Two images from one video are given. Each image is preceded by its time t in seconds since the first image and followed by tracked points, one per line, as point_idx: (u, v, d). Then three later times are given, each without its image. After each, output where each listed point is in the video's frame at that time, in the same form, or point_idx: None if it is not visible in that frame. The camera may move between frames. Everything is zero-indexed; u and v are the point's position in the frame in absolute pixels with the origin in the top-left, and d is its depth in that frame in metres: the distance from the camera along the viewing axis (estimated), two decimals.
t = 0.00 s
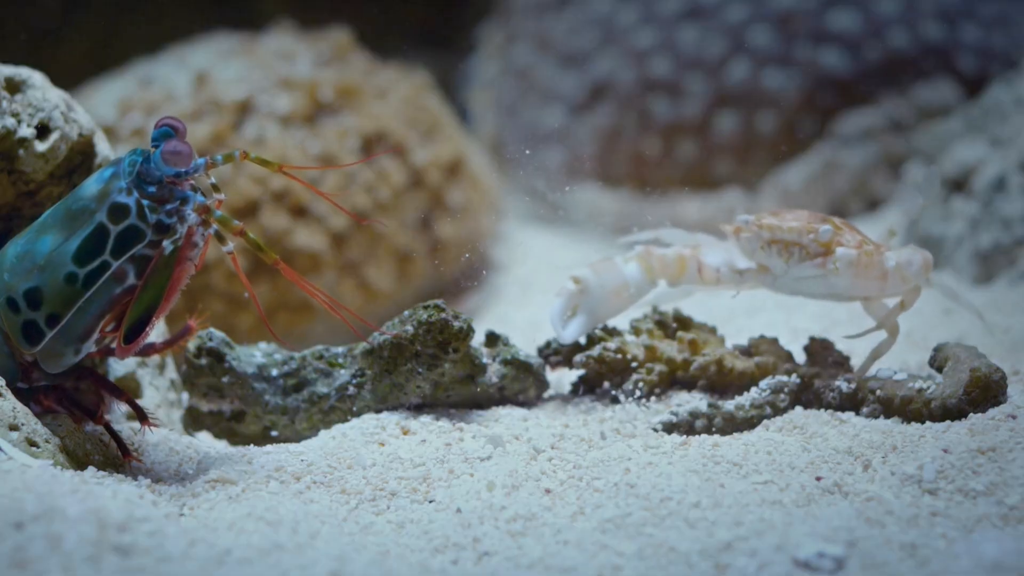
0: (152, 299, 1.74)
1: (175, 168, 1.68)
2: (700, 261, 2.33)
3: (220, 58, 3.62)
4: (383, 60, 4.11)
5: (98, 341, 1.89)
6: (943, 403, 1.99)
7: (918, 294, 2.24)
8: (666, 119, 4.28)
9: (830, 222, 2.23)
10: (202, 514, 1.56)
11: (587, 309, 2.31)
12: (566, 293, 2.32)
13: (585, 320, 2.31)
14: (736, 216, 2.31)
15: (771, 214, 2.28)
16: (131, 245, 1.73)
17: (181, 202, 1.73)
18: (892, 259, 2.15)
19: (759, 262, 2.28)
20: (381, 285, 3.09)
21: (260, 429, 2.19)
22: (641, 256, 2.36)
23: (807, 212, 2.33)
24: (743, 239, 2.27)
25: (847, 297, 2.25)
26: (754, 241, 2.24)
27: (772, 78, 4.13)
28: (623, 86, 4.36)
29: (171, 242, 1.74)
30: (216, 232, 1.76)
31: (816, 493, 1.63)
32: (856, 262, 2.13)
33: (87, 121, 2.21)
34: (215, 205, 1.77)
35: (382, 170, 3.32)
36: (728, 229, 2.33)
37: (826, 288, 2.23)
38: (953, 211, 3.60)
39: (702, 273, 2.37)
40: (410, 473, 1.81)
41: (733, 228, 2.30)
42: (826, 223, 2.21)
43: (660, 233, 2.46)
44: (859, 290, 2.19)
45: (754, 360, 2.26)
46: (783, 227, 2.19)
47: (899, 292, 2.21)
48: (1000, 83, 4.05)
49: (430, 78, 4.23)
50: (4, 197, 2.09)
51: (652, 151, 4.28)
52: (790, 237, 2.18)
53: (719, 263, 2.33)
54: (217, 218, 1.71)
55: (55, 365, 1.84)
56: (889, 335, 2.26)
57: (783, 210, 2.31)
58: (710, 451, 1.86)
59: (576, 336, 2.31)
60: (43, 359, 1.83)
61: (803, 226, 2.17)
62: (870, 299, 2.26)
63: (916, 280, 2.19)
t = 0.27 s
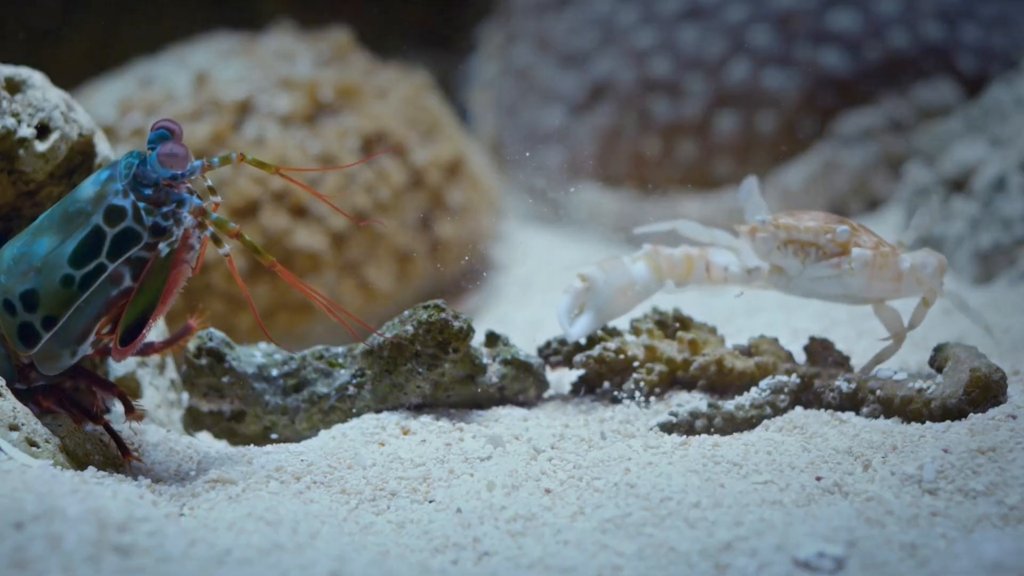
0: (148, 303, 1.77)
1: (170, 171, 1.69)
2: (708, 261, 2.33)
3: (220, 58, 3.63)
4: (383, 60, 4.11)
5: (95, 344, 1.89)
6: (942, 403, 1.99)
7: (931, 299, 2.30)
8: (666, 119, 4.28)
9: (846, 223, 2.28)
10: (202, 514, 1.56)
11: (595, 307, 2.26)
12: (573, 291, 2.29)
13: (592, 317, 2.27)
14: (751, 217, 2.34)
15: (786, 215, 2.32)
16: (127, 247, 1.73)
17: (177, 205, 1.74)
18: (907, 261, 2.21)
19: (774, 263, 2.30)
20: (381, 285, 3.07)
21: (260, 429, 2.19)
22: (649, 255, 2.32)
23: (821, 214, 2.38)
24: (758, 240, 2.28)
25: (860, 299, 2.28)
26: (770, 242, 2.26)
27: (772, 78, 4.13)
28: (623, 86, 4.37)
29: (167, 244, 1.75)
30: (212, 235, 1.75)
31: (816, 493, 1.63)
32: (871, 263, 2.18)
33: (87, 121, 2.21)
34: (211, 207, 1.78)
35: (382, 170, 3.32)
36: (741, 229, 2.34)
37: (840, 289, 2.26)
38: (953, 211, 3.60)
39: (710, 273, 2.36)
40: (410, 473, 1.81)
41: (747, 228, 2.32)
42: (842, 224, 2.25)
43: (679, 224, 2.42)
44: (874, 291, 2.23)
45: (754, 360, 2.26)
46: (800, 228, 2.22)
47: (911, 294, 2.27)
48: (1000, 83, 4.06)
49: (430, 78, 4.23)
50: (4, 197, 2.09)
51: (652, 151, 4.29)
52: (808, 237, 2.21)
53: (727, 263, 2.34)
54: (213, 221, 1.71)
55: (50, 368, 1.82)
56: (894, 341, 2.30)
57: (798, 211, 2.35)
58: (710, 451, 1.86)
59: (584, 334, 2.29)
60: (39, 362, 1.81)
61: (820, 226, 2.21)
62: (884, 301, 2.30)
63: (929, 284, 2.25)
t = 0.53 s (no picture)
0: (144, 305, 1.77)
1: (167, 172, 1.68)
2: (715, 260, 2.36)
3: (220, 58, 3.63)
4: (383, 60, 4.11)
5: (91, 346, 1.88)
6: (942, 403, 1.99)
7: (951, 299, 2.30)
8: (666, 119, 4.28)
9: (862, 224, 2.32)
10: (202, 514, 1.56)
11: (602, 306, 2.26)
12: (580, 289, 2.26)
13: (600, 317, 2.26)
14: (767, 219, 2.37)
15: (802, 217, 2.36)
16: (123, 250, 1.73)
17: (173, 208, 1.73)
18: (923, 262, 2.23)
19: (789, 265, 2.33)
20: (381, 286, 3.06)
21: (260, 429, 2.19)
22: (656, 255, 2.34)
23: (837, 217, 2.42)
24: (774, 242, 2.32)
25: (875, 300, 2.31)
26: (786, 243, 2.30)
27: (772, 78, 4.13)
28: (623, 85, 4.36)
29: (162, 247, 1.75)
30: (208, 237, 1.77)
31: (816, 493, 1.63)
32: (887, 264, 2.21)
33: (87, 121, 2.21)
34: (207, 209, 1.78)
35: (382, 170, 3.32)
36: (757, 232, 2.38)
37: (856, 290, 2.29)
38: (954, 211, 3.60)
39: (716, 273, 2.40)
40: (410, 473, 1.80)
41: (763, 230, 2.36)
42: (858, 225, 2.29)
43: (695, 222, 2.47)
44: (889, 292, 2.26)
45: (754, 360, 2.26)
46: (817, 229, 2.26)
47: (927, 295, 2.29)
48: (1001, 83, 4.06)
49: (430, 78, 4.23)
50: (4, 197, 2.09)
51: (652, 151, 4.28)
52: (824, 238, 2.25)
53: (734, 263, 2.38)
54: (211, 223, 1.70)
55: (47, 369, 1.82)
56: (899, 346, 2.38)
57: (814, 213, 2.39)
58: (710, 451, 1.86)
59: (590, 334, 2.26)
60: (35, 363, 1.81)
61: (837, 227, 2.25)
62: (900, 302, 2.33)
63: (946, 285, 2.26)
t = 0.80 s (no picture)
0: (139, 308, 1.77)
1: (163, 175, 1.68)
2: (721, 261, 2.35)
3: (220, 58, 3.63)
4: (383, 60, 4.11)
5: (87, 348, 1.88)
6: (943, 403, 2.00)
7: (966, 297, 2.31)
8: (666, 119, 4.28)
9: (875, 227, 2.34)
10: (202, 514, 1.56)
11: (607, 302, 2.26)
12: (586, 287, 2.28)
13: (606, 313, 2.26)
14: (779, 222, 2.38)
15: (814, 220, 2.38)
16: (119, 252, 1.73)
17: (170, 210, 1.73)
18: (936, 262, 2.25)
19: (802, 268, 2.34)
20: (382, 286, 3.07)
21: (260, 429, 2.19)
22: (663, 256, 2.32)
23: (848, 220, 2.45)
24: (786, 245, 2.32)
25: (888, 301, 2.32)
26: (800, 246, 2.30)
27: (772, 78, 4.12)
28: (623, 85, 4.37)
29: (159, 249, 1.76)
30: (205, 239, 1.78)
31: (816, 493, 1.63)
32: (901, 264, 2.23)
33: (87, 121, 2.21)
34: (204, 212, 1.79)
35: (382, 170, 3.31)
36: (769, 235, 2.38)
37: (869, 292, 2.29)
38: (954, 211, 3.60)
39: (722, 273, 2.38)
40: (410, 473, 1.81)
41: (774, 234, 2.36)
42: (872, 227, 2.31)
43: (708, 225, 2.48)
44: (903, 293, 2.27)
45: (754, 360, 2.26)
46: (830, 231, 2.28)
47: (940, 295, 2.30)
48: (1001, 83, 4.06)
49: (430, 78, 4.23)
50: (4, 197, 2.09)
51: (652, 151, 4.31)
52: (838, 240, 2.27)
53: (739, 263, 2.37)
54: (207, 226, 1.72)
55: (43, 371, 1.82)
56: (910, 347, 2.37)
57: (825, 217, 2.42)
58: (710, 451, 1.86)
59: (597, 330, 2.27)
60: (31, 365, 1.81)
61: (850, 229, 2.27)
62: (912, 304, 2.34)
63: (960, 285, 2.28)
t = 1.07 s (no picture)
0: (134, 309, 1.76)
1: (159, 177, 1.68)
2: (727, 261, 2.39)
3: (220, 58, 3.63)
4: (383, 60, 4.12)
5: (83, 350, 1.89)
6: (942, 403, 2.00)
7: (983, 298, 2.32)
8: (666, 119, 4.28)
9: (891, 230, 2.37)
10: (202, 515, 1.56)
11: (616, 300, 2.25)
12: (594, 285, 2.27)
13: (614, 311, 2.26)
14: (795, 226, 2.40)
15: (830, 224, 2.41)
16: (114, 254, 1.74)
17: (165, 212, 1.74)
18: (951, 263, 2.26)
19: (818, 272, 2.37)
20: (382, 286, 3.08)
21: (260, 429, 2.19)
22: (670, 256, 2.35)
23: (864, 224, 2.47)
24: (802, 249, 2.35)
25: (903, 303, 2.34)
26: (816, 249, 2.33)
27: (772, 78, 4.12)
28: (623, 86, 4.38)
29: (154, 252, 1.76)
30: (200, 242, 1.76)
31: (816, 493, 1.63)
32: (915, 265, 2.24)
33: (87, 121, 2.21)
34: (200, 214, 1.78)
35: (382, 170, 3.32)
36: (786, 239, 2.41)
37: (884, 294, 2.32)
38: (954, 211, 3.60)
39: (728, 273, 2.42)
40: (410, 473, 1.80)
41: (790, 238, 2.39)
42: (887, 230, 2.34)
43: (724, 230, 2.49)
44: (918, 294, 2.29)
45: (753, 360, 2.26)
46: (846, 234, 2.30)
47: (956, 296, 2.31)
48: (1001, 83, 4.07)
49: (430, 78, 4.23)
50: (4, 197, 2.09)
51: (652, 151, 4.31)
52: (852, 244, 2.30)
53: (745, 263, 2.41)
54: (202, 229, 1.72)
55: (39, 373, 1.82)
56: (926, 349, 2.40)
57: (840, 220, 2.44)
58: (710, 451, 1.86)
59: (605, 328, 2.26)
60: (27, 367, 1.81)
61: (866, 231, 2.29)
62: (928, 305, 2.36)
63: (976, 285, 2.28)
